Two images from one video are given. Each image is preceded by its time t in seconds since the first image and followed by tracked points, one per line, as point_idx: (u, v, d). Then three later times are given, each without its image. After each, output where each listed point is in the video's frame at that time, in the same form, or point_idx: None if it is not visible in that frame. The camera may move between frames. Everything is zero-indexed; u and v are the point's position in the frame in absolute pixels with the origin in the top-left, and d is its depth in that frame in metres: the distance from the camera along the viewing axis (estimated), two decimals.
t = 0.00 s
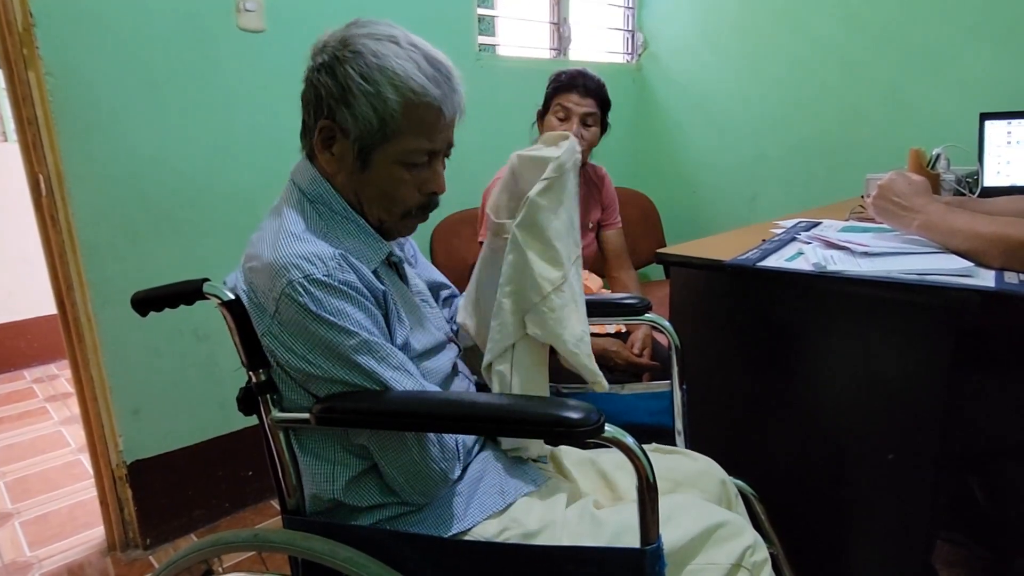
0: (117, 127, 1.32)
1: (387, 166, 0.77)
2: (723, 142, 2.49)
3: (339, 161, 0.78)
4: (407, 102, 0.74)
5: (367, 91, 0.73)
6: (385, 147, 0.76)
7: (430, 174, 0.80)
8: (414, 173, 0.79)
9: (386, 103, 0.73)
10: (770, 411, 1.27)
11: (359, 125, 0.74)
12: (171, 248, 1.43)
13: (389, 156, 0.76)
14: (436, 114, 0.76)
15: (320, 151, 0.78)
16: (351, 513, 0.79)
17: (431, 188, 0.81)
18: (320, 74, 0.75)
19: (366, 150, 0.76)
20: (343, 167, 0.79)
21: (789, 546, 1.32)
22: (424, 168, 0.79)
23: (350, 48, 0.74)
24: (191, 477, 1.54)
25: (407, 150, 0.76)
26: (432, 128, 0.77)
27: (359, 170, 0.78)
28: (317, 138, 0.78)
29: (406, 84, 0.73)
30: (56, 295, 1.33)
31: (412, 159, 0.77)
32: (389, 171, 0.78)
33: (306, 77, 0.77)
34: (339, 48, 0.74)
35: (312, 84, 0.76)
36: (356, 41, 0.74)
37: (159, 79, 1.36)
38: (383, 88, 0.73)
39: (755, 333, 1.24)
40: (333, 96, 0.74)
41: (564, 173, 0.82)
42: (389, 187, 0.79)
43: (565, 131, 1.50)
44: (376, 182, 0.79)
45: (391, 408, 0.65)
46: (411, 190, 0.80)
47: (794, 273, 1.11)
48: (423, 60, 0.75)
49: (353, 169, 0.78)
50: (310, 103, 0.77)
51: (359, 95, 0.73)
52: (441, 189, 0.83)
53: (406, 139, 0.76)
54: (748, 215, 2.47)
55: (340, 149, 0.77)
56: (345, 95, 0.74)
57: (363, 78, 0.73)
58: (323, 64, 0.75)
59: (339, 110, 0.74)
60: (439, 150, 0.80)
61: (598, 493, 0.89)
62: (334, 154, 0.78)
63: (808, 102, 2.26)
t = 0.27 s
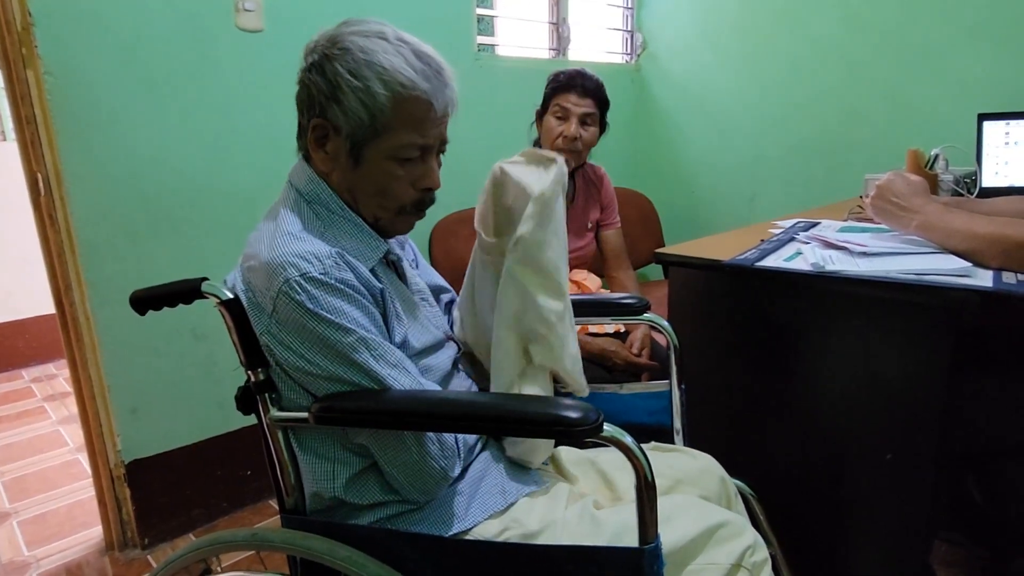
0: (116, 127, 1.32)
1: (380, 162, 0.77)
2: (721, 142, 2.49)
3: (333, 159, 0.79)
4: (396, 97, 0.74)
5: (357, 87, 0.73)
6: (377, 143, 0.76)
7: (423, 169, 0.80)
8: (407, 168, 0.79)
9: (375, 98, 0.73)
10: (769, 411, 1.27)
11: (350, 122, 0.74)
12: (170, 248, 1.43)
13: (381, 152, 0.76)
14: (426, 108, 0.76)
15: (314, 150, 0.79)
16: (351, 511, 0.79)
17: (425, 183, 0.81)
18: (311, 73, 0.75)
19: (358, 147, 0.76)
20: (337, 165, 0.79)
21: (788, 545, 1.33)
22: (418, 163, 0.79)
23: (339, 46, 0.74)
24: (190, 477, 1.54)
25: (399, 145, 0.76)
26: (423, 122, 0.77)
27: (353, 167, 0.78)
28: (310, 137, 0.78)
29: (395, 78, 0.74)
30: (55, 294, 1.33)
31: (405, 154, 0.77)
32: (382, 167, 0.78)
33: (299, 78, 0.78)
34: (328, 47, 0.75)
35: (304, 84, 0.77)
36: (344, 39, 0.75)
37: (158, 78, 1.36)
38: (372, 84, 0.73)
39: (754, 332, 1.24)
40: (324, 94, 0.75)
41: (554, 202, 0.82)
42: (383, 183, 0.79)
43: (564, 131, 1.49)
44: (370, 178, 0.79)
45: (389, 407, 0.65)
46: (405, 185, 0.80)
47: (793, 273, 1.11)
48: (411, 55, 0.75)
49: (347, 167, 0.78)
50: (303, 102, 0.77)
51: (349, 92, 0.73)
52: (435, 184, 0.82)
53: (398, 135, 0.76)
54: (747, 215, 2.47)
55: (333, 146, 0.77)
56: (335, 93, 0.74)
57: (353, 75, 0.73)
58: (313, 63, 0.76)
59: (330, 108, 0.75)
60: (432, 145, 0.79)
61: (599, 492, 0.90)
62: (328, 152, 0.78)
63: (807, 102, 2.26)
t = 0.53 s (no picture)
0: (114, 126, 1.31)
1: (374, 162, 0.77)
2: (720, 143, 2.49)
3: (328, 159, 0.79)
4: (388, 96, 0.74)
5: (348, 87, 0.73)
6: (370, 142, 0.76)
7: (418, 168, 0.80)
8: (401, 167, 0.79)
9: (367, 98, 0.73)
10: (767, 411, 1.27)
11: (342, 122, 0.74)
12: (168, 248, 1.43)
13: (375, 151, 0.76)
14: (418, 107, 0.76)
15: (309, 150, 0.79)
16: (349, 511, 0.78)
17: (420, 181, 0.81)
18: (305, 74, 0.76)
19: (352, 146, 0.76)
20: (332, 165, 0.79)
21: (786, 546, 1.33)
22: (412, 162, 0.79)
23: (331, 46, 0.74)
24: (187, 477, 1.54)
25: (391, 144, 0.76)
26: (416, 121, 0.76)
27: (348, 167, 0.78)
28: (305, 137, 0.78)
29: (386, 77, 0.73)
30: (52, 294, 1.33)
31: (399, 154, 0.77)
32: (376, 167, 0.78)
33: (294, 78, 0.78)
34: (322, 47, 0.75)
35: (298, 84, 0.77)
36: (337, 38, 0.75)
37: (157, 78, 1.36)
38: (363, 83, 0.73)
39: (753, 333, 1.24)
40: (317, 95, 0.75)
41: (538, 265, 0.78)
42: (378, 182, 0.79)
43: (562, 131, 1.48)
44: (365, 178, 0.79)
45: (386, 408, 0.65)
46: (400, 184, 0.80)
47: (791, 273, 1.11)
48: (404, 54, 0.75)
49: (342, 167, 0.78)
50: (298, 103, 0.78)
51: (341, 91, 0.73)
52: (431, 183, 0.82)
53: (390, 134, 0.76)
54: (746, 216, 2.47)
55: (327, 146, 0.77)
56: (328, 92, 0.74)
57: (345, 75, 0.73)
58: (307, 63, 0.76)
59: (323, 108, 0.75)
60: (427, 144, 0.79)
61: (598, 493, 0.89)
62: (323, 152, 0.78)
63: (805, 103, 2.26)
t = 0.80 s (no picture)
0: (112, 126, 1.31)
1: (374, 165, 0.77)
2: (719, 143, 2.49)
3: (327, 161, 0.78)
4: (388, 100, 0.74)
5: (349, 90, 0.73)
6: (370, 145, 0.76)
7: (417, 172, 0.80)
8: (400, 171, 0.78)
9: (367, 100, 0.73)
10: (765, 412, 1.27)
11: (341, 124, 0.74)
12: (166, 248, 1.43)
13: (375, 154, 0.76)
14: (418, 111, 0.75)
15: (308, 153, 0.79)
16: (347, 512, 0.78)
17: (419, 186, 0.81)
18: (306, 76, 0.76)
19: (351, 149, 0.76)
20: (330, 167, 0.79)
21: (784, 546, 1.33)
22: (412, 167, 0.79)
23: (333, 49, 0.74)
24: (185, 478, 1.54)
25: (390, 148, 0.76)
26: (416, 125, 0.76)
27: (347, 169, 0.78)
28: (304, 139, 0.78)
29: (387, 81, 0.73)
30: (50, 294, 1.32)
31: (398, 158, 0.77)
32: (375, 170, 0.78)
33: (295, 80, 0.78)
34: (323, 49, 0.75)
35: (299, 85, 0.77)
36: (339, 41, 0.75)
37: (155, 78, 1.36)
38: (364, 86, 0.73)
39: (751, 333, 1.24)
40: (317, 97, 0.75)
41: (525, 294, 0.83)
42: (376, 185, 0.79)
43: (560, 132, 1.49)
44: (364, 181, 0.78)
45: (384, 409, 0.65)
46: (399, 188, 0.80)
47: (789, 274, 1.11)
48: (405, 58, 0.75)
49: (341, 170, 0.78)
50: (298, 104, 0.77)
51: (342, 93, 0.73)
52: (430, 187, 0.82)
53: (389, 138, 0.75)
54: (744, 216, 2.48)
55: (327, 148, 0.77)
56: (329, 95, 0.74)
57: (345, 77, 0.73)
58: (308, 65, 0.76)
59: (323, 110, 0.75)
60: (426, 148, 0.79)
61: (596, 495, 0.89)
62: (322, 154, 0.78)
63: (803, 104, 2.27)
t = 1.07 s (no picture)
0: (112, 127, 1.31)
1: (379, 169, 0.77)
2: (718, 144, 2.49)
3: (331, 163, 0.79)
4: (396, 106, 0.74)
5: (357, 95, 0.73)
6: (375, 150, 0.76)
7: (422, 178, 0.80)
8: (405, 176, 0.79)
9: (374, 106, 0.73)
10: (765, 412, 1.27)
11: (349, 129, 0.74)
12: (166, 248, 1.43)
13: (380, 159, 0.76)
14: (423, 117, 0.76)
15: (314, 154, 0.78)
16: (346, 513, 0.78)
17: (423, 192, 0.81)
18: (313, 77, 0.75)
19: (356, 153, 0.76)
20: (334, 169, 0.79)
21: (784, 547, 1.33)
22: (417, 173, 0.79)
23: (342, 52, 0.74)
24: (185, 478, 1.54)
25: (395, 152, 0.76)
26: (422, 131, 0.76)
27: (351, 172, 0.78)
28: (310, 140, 0.78)
29: (395, 87, 0.73)
30: (49, 294, 1.32)
31: (404, 163, 0.77)
32: (380, 175, 0.78)
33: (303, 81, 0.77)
34: (332, 52, 0.75)
35: (306, 87, 0.76)
36: (348, 45, 0.75)
37: (155, 78, 1.36)
38: (373, 92, 0.73)
39: (750, 334, 1.24)
40: (324, 99, 0.75)
41: (535, 277, 0.79)
42: (380, 189, 0.79)
43: (559, 134, 1.49)
44: (368, 185, 0.79)
45: (384, 410, 0.65)
46: (403, 193, 0.80)
47: (788, 276, 1.11)
48: (414, 64, 0.75)
49: (347, 172, 0.78)
50: (304, 106, 0.77)
51: (350, 99, 0.73)
52: (434, 193, 0.82)
53: (394, 143, 0.75)
54: (743, 217, 2.48)
55: (332, 151, 0.77)
56: (336, 99, 0.74)
57: (354, 82, 0.73)
58: (317, 67, 0.75)
59: (330, 114, 0.74)
60: (432, 154, 0.79)
61: (595, 496, 0.89)
62: (327, 157, 0.78)
63: (803, 104, 2.27)
